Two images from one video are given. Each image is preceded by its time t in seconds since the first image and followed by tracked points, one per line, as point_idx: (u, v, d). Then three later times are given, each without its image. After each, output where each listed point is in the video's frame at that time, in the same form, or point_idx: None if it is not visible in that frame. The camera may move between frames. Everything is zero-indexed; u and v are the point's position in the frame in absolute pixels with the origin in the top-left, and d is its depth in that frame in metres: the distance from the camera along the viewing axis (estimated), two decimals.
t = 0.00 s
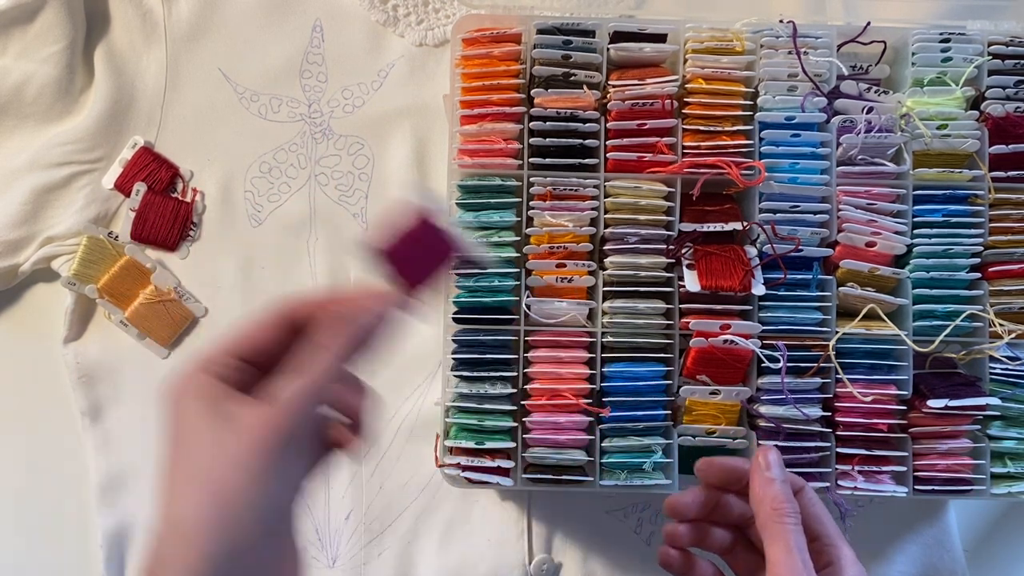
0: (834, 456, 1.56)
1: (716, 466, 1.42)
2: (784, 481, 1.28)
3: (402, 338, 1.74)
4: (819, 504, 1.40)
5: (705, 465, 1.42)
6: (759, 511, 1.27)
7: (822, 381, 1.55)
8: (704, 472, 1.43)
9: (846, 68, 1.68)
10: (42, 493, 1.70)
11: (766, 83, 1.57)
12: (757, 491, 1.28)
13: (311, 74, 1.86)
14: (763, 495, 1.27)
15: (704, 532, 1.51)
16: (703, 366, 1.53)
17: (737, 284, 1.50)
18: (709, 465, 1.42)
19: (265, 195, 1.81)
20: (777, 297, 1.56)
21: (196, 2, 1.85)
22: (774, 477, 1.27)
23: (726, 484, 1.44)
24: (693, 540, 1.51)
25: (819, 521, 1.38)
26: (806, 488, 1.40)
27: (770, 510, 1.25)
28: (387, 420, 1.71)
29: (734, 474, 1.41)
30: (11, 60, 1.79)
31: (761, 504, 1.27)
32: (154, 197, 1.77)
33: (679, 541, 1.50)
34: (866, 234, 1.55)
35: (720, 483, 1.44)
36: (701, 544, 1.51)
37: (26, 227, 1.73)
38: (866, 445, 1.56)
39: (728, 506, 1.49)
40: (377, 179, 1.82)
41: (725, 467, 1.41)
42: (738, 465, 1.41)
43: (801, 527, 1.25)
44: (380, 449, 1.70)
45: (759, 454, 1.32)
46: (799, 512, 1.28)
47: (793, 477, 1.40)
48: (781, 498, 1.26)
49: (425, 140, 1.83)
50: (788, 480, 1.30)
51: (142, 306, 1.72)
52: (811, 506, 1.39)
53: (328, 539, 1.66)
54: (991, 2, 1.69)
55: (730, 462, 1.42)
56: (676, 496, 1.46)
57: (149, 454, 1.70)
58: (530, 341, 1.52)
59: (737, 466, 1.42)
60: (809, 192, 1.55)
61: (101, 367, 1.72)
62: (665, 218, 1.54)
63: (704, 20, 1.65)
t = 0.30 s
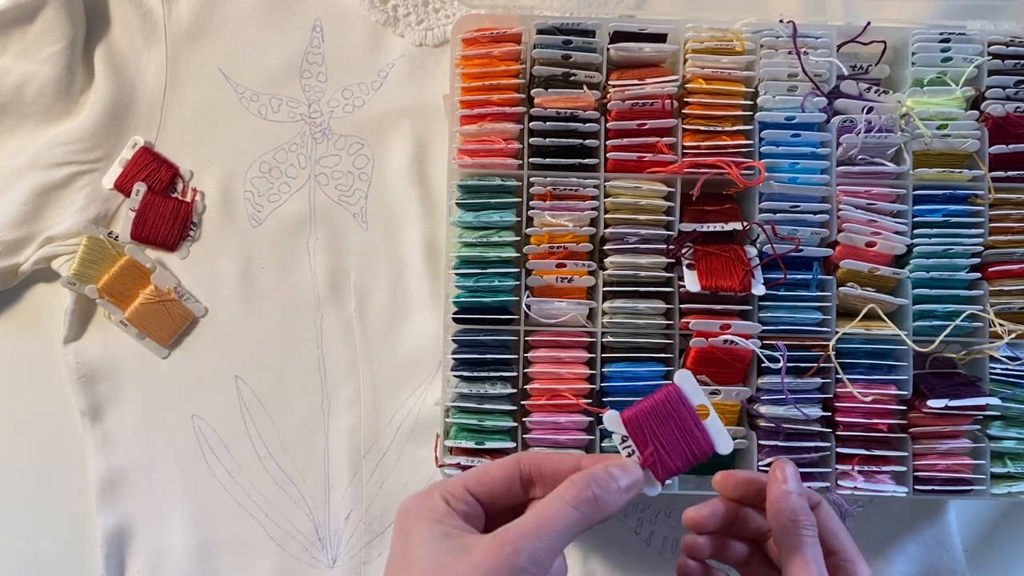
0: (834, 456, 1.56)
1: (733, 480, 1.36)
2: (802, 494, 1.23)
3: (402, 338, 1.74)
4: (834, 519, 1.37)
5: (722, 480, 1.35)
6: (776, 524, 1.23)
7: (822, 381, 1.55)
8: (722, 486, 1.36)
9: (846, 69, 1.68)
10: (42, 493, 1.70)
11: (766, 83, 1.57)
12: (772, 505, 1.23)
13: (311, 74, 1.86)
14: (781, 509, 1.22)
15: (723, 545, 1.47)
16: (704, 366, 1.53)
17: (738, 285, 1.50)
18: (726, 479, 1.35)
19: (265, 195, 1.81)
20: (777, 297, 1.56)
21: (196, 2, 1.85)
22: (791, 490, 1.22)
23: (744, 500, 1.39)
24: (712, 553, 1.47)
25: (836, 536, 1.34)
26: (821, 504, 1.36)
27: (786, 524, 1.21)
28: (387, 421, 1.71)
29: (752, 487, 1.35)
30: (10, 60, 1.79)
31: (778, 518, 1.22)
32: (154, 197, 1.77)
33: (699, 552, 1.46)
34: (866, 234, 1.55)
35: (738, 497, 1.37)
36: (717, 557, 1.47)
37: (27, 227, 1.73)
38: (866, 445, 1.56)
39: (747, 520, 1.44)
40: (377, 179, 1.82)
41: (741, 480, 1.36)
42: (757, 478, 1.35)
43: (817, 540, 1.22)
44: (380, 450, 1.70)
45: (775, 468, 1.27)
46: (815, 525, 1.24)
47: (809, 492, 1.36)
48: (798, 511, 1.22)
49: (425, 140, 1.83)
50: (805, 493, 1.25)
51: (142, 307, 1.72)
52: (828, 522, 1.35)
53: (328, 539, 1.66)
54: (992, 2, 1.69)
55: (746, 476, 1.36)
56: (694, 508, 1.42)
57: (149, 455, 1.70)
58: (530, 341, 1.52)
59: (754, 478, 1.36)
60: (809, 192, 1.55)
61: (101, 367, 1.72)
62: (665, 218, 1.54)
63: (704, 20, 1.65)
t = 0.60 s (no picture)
0: (834, 456, 1.56)
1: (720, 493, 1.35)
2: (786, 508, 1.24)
3: (402, 337, 1.74)
4: (819, 532, 1.37)
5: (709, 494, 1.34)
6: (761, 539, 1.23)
7: (822, 381, 1.55)
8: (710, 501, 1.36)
9: (846, 69, 1.68)
10: (42, 493, 1.70)
11: (766, 83, 1.57)
12: (757, 520, 1.24)
13: (311, 74, 1.85)
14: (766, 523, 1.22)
15: (711, 559, 1.46)
16: (703, 366, 1.53)
17: (737, 285, 1.50)
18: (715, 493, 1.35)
19: (265, 195, 1.81)
20: (777, 297, 1.56)
21: (196, 2, 1.85)
22: (775, 505, 1.22)
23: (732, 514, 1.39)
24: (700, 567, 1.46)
25: (820, 549, 1.34)
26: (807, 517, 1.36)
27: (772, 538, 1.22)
28: (386, 421, 1.71)
29: (740, 500, 1.35)
30: (10, 60, 1.79)
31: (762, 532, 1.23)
32: (154, 197, 1.77)
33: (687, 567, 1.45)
34: (866, 234, 1.55)
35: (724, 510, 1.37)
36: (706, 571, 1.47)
37: (27, 227, 1.73)
38: (866, 445, 1.56)
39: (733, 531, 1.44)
40: (377, 179, 1.82)
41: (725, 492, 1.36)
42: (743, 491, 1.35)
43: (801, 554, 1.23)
44: (379, 450, 1.70)
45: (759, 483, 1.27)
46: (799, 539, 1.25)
47: (794, 505, 1.36)
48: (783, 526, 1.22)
49: (425, 140, 1.83)
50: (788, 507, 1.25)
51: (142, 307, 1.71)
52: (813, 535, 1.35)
53: (328, 539, 1.66)
54: (992, 2, 1.69)
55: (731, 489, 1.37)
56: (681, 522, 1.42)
57: (149, 455, 1.70)
58: (530, 341, 1.52)
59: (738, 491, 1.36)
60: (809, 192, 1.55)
61: (101, 367, 1.72)
62: (665, 218, 1.54)
63: (704, 20, 1.65)
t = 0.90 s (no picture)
0: (834, 456, 1.56)
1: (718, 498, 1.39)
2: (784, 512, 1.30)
3: (402, 337, 1.75)
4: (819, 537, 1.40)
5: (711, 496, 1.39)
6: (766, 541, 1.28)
7: (822, 381, 1.55)
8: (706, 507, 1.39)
9: (846, 69, 1.68)
10: (43, 493, 1.70)
11: (766, 83, 1.57)
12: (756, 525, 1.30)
13: (311, 74, 1.85)
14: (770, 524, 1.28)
15: (712, 565, 1.45)
16: (704, 366, 1.53)
17: (737, 285, 1.50)
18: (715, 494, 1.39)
19: (265, 195, 1.81)
20: (777, 297, 1.56)
21: (196, 2, 1.85)
22: (774, 509, 1.29)
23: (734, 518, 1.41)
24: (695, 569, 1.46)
25: (820, 554, 1.38)
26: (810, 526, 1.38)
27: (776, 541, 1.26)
28: (386, 421, 1.71)
29: (739, 505, 1.39)
30: (10, 60, 1.79)
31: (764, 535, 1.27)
32: (154, 197, 1.77)
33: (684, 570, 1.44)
34: (866, 234, 1.55)
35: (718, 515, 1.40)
36: None
37: (27, 227, 1.73)
38: (866, 445, 1.56)
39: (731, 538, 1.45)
40: (377, 179, 1.82)
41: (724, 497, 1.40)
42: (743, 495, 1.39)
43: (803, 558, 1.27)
44: (379, 450, 1.70)
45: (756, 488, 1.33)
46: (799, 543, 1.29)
47: (792, 511, 1.39)
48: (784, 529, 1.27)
49: (425, 140, 1.83)
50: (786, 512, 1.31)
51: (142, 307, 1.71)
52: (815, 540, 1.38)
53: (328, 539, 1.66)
54: (992, 2, 1.69)
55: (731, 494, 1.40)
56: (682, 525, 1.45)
57: (149, 454, 1.70)
58: (530, 340, 1.52)
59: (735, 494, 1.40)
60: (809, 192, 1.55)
61: (101, 367, 1.72)
62: (665, 218, 1.54)
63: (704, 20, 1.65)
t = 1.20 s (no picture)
0: (834, 456, 1.56)
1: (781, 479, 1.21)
2: (813, 504, 1.11)
3: (402, 338, 1.75)
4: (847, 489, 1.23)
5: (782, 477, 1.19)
6: (786, 535, 1.09)
7: (822, 381, 1.56)
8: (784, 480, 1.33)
9: (846, 69, 1.68)
10: (44, 493, 1.70)
11: (766, 83, 1.57)
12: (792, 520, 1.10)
13: (311, 74, 1.86)
14: (789, 519, 1.09)
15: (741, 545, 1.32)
16: (704, 366, 1.53)
17: (737, 284, 1.50)
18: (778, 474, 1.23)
19: (265, 195, 1.81)
20: (777, 297, 1.56)
21: (196, 2, 1.85)
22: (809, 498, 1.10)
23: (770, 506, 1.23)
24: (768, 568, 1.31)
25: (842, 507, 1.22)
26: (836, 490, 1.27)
27: (791, 535, 1.09)
28: (387, 421, 1.71)
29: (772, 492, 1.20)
30: (10, 59, 1.78)
31: (787, 529, 1.09)
32: (154, 197, 1.77)
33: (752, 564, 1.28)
34: (866, 234, 1.55)
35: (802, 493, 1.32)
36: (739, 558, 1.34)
37: (27, 227, 1.73)
38: (866, 445, 1.56)
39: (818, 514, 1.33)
40: (378, 179, 1.82)
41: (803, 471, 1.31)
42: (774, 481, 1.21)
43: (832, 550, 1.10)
44: (379, 450, 1.70)
45: (785, 482, 1.14)
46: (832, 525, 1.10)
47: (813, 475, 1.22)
48: (810, 520, 1.09)
49: (426, 141, 1.83)
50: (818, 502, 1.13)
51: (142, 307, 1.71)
52: (885, 525, 1.15)
53: (328, 538, 1.66)
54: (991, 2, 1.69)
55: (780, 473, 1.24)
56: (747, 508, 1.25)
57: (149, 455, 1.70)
58: (530, 341, 1.52)
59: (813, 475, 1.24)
60: (809, 192, 1.55)
61: (101, 367, 1.72)
62: (665, 218, 1.55)
63: (704, 20, 1.65)
